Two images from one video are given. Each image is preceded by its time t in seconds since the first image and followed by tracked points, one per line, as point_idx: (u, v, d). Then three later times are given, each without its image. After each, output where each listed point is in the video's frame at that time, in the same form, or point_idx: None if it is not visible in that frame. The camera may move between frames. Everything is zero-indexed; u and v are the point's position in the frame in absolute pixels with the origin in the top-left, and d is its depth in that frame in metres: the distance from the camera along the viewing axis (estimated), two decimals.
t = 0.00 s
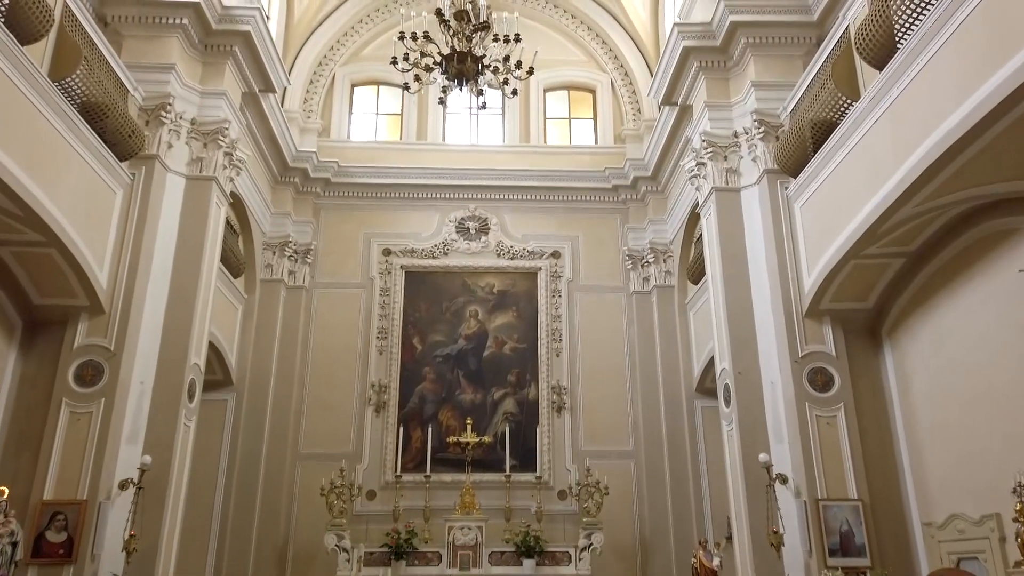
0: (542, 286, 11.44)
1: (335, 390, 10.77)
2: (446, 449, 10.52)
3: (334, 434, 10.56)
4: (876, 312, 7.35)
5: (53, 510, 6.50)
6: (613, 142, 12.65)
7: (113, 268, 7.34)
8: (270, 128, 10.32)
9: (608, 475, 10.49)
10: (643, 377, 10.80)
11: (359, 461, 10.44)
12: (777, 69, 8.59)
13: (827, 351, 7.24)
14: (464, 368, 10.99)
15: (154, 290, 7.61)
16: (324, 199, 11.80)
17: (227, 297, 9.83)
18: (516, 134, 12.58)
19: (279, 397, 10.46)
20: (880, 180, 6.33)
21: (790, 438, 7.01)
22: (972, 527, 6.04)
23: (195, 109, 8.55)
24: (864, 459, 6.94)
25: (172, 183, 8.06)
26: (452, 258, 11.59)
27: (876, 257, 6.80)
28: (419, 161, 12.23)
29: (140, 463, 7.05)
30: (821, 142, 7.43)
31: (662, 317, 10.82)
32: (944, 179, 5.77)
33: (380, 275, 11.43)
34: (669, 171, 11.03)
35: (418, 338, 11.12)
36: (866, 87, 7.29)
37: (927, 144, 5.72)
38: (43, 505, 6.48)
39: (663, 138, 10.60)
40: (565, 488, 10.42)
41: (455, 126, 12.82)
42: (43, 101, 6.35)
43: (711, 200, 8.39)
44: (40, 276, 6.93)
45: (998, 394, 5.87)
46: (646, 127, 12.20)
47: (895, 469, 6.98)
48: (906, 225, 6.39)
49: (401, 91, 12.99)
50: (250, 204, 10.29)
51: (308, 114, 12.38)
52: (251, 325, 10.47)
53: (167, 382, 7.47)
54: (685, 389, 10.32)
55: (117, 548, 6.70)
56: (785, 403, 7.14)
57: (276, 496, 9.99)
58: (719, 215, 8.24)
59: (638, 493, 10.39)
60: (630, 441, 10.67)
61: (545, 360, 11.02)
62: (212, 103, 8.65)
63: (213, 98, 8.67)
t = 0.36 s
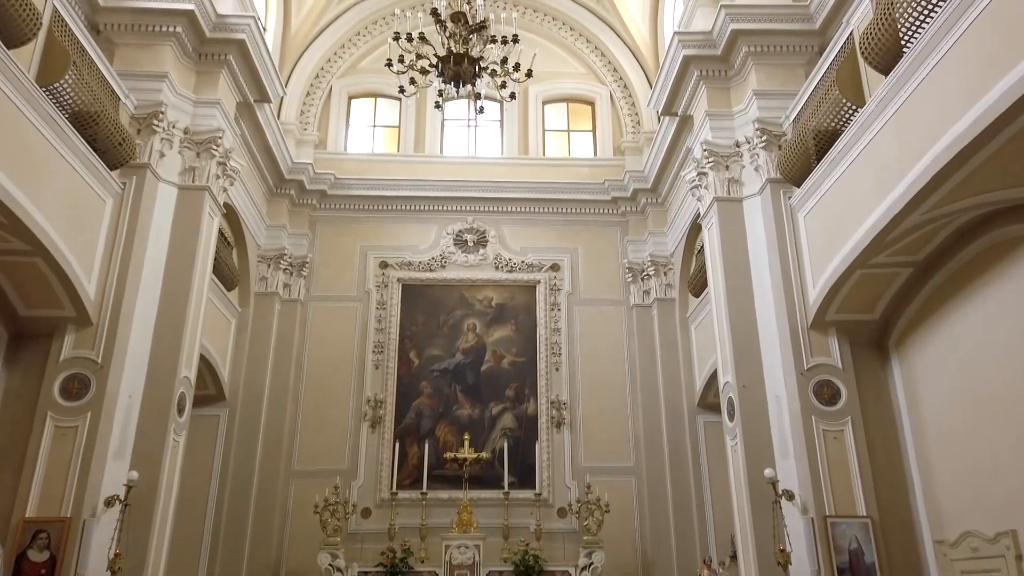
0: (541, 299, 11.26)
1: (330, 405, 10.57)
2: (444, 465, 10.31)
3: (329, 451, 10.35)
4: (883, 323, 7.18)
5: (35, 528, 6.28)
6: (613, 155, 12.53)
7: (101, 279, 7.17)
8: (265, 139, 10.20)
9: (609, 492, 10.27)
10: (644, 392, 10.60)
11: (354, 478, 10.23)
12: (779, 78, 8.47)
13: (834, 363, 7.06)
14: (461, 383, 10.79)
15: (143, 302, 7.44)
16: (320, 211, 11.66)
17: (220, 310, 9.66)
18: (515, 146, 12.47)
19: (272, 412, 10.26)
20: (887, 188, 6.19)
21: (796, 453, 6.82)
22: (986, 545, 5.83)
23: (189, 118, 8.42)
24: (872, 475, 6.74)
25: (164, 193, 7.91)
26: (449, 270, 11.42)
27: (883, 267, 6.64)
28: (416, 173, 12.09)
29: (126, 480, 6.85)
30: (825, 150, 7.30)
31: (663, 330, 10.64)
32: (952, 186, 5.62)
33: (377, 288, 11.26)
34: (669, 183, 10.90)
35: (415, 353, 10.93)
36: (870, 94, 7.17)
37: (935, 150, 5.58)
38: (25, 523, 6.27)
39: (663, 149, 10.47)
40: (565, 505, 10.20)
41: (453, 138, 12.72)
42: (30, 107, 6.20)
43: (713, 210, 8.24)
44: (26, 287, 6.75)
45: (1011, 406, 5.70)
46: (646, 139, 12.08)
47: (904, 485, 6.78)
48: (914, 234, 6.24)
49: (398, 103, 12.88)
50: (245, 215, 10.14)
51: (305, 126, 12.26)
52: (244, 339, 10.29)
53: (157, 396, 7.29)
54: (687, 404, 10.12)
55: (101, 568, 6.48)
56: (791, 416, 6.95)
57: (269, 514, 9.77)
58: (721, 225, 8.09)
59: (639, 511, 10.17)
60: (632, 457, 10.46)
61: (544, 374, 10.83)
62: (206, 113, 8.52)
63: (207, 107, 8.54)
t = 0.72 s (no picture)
0: (542, 315, 11.11)
1: (326, 424, 10.37)
2: (442, 485, 10.10)
3: (325, 470, 10.14)
4: (893, 338, 7.03)
5: (21, 548, 6.08)
6: (614, 171, 12.43)
7: (94, 292, 7.01)
8: (263, 153, 10.09)
9: (611, 513, 10.05)
10: (647, 410, 10.41)
11: (351, 499, 10.01)
12: (783, 91, 8.37)
13: (842, 380, 6.90)
14: (461, 401, 10.61)
15: (137, 317, 7.28)
16: (318, 227, 11.53)
17: (216, 326, 9.50)
18: (515, 162, 12.36)
19: (268, 431, 10.08)
20: (896, 200, 6.06)
21: (805, 472, 6.64)
22: (1005, 567, 5.64)
23: (185, 130, 8.31)
24: (884, 494, 6.55)
25: (160, 206, 7.78)
26: (449, 286, 11.27)
27: (893, 280, 6.50)
28: (416, 189, 11.98)
29: (116, 499, 6.67)
30: (830, 163, 7.19)
31: (666, 347, 10.48)
32: (965, 195, 5.49)
33: (375, 305, 11.10)
34: (672, 199, 10.79)
35: (414, 370, 10.76)
36: (876, 106, 7.07)
37: (947, 159, 5.46)
38: (10, 544, 6.07)
39: (665, 164, 10.37)
40: (566, 527, 9.97)
41: (453, 154, 12.62)
42: (22, 116, 6.07)
43: (717, 224, 8.11)
44: (17, 300, 6.58)
45: None
46: (648, 155, 11.98)
47: (917, 505, 6.59)
48: (925, 245, 6.10)
49: (398, 119, 12.80)
50: (242, 230, 10.01)
51: (304, 142, 12.18)
52: (240, 356, 10.13)
53: (149, 414, 7.12)
54: (691, 423, 9.93)
55: None
56: (799, 435, 6.77)
57: (263, 535, 9.55)
58: (725, 240, 7.96)
59: (642, 532, 9.95)
60: (634, 477, 10.25)
61: (545, 392, 10.64)
62: (203, 125, 8.42)
63: (204, 119, 8.44)
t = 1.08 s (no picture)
0: (544, 337, 10.94)
1: (323, 447, 10.16)
2: (441, 510, 9.87)
3: (322, 495, 9.92)
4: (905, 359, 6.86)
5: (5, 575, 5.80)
6: (616, 191, 12.32)
7: (87, 310, 6.85)
8: (263, 172, 9.99)
9: (614, 540, 9.81)
10: (651, 434, 10.22)
11: (348, 524, 9.78)
12: (789, 108, 8.28)
13: (854, 402, 6.72)
14: (461, 424, 10.41)
15: (130, 336, 7.11)
16: (317, 247, 11.40)
17: (212, 347, 9.33)
18: (516, 182, 12.26)
19: (264, 454, 9.87)
20: (908, 217, 5.92)
21: (816, 498, 6.45)
22: None
23: (183, 147, 8.21)
24: (898, 520, 6.35)
25: (156, 223, 7.65)
26: (449, 307, 11.11)
27: (905, 299, 6.35)
28: (416, 208, 11.87)
29: (104, 524, 6.46)
30: (838, 181, 7.07)
31: (669, 369, 10.30)
32: (980, 212, 5.36)
33: (374, 325, 10.94)
34: (675, 218, 10.67)
35: (413, 392, 10.57)
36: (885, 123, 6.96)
37: (960, 175, 5.33)
38: None
39: (668, 184, 10.26)
40: (568, 554, 9.74)
41: (454, 174, 12.52)
42: (15, 129, 5.92)
43: (722, 243, 7.97)
44: (7, 319, 6.41)
45: None
46: (650, 176, 11.86)
47: (933, 531, 6.38)
48: (937, 263, 5.96)
49: (399, 139, 12.72)
50: (240, 248, 9.88)
51: (304, 161, 12.09)
52: (236, 377, 9.95)
53: (140, 436, 6.93)
54: (696, 448, 9.75)
55: None
56: (810, 459, 6.59)
57: (257, 561, 9.31)
58: (731, 259, 7.82)
59: (646, 559, 9.71)
60: (638, 503, 10.01)
61: (547, 415, 10.45)
62: (201, 142, 8.31)
63: (203, 136, 8.34)
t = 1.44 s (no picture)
0: (543, 358, 10.76)
1: (318, 470, 9.94)
2: (438, 536, 9.63)
3: (316, 520, 9.68)
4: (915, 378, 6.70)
5: None
6: (616, 211, 12.22)
7: (75, 328, 6.67)
8: (259, 190, 9.88)
9: (616, 566, 9.56)
10: (653, 457, 10.00)
11: (342, 550, 9.52)
12: (792, 125, 8.17)
13: (863, 422, 6.55)
14: (459, 447, 10.20)
15: (119, 354, 6.94)
16: (314, 267, 11.26)
17: (205, 367, 9.15)
18: (516, 202, 12.16)
19: (257, 477, 9.65)
20: (917, 232, 5.79)
21: (825, 521, 6.25)
22: None
23: (178, 163, 8.09)
24: (910, 545, 6.15)
25: (149, 240, 7.50)
26: (447, 327, 10.94)
27: (914, 316, 6.20)
28: (414, 228, 11.75)
29: (88, 549, 6.24)
30: (843, 197, 6.95)
31: (672, 391, 10.13)
32: (990, 225, 5.23)
33: (371, 346, 10.76)
34: (676, 238, 10.56)
35: (410, 415, 10.36)
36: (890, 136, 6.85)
37: (970, 188, 5.21)
38: None
39: (670, 203, 10.16)
40: None
41: (452, 194, 12.42)
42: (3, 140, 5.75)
43: (725, 261, 7.84)
44: None
45: None
46: (650, 196, 11.76)
47: (947, 556, 6.16)
48: (948, 278, 5.82)
49: (397, 159, 12.63)
50: (234, 267, 9.73)
51: (302, 182, 11.99)
52: (230, 399, 9.77)
53: (128, 458, 6.74)
54: (699, 471, 9.55)
55: None
56: (818, 482, 6.40)
57: None
58: (734, 277, 7.68)
59: None
60: (641, 529, 9.76)
61: (547, 438, 10.24)
62: (197, 158, 8.21)
63: (198, 153, 8.23)
